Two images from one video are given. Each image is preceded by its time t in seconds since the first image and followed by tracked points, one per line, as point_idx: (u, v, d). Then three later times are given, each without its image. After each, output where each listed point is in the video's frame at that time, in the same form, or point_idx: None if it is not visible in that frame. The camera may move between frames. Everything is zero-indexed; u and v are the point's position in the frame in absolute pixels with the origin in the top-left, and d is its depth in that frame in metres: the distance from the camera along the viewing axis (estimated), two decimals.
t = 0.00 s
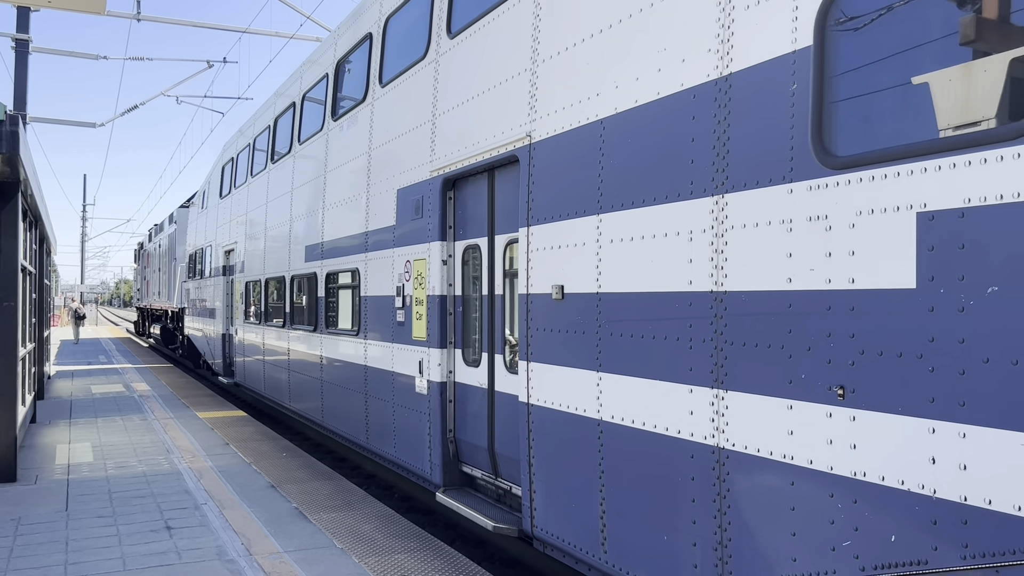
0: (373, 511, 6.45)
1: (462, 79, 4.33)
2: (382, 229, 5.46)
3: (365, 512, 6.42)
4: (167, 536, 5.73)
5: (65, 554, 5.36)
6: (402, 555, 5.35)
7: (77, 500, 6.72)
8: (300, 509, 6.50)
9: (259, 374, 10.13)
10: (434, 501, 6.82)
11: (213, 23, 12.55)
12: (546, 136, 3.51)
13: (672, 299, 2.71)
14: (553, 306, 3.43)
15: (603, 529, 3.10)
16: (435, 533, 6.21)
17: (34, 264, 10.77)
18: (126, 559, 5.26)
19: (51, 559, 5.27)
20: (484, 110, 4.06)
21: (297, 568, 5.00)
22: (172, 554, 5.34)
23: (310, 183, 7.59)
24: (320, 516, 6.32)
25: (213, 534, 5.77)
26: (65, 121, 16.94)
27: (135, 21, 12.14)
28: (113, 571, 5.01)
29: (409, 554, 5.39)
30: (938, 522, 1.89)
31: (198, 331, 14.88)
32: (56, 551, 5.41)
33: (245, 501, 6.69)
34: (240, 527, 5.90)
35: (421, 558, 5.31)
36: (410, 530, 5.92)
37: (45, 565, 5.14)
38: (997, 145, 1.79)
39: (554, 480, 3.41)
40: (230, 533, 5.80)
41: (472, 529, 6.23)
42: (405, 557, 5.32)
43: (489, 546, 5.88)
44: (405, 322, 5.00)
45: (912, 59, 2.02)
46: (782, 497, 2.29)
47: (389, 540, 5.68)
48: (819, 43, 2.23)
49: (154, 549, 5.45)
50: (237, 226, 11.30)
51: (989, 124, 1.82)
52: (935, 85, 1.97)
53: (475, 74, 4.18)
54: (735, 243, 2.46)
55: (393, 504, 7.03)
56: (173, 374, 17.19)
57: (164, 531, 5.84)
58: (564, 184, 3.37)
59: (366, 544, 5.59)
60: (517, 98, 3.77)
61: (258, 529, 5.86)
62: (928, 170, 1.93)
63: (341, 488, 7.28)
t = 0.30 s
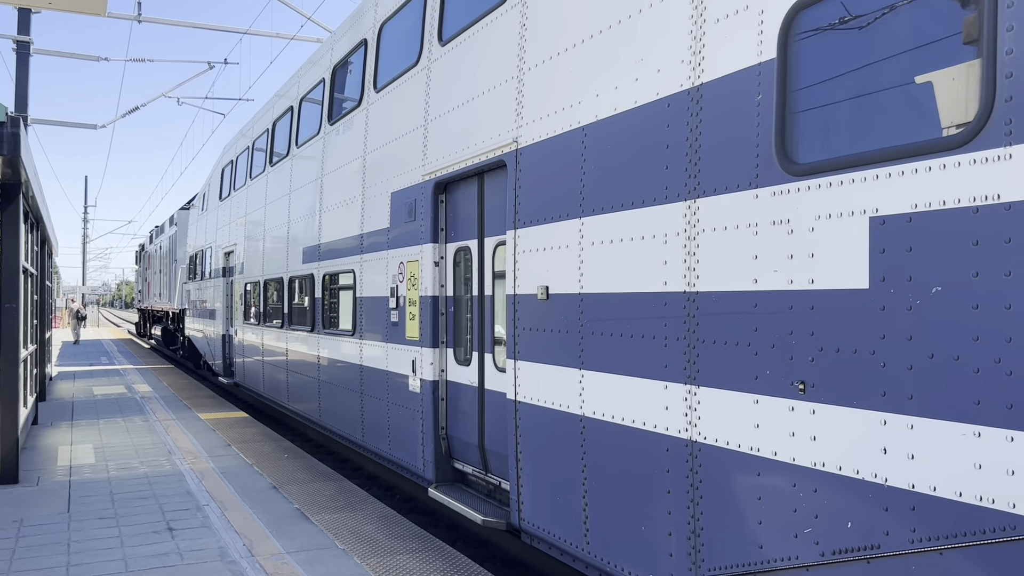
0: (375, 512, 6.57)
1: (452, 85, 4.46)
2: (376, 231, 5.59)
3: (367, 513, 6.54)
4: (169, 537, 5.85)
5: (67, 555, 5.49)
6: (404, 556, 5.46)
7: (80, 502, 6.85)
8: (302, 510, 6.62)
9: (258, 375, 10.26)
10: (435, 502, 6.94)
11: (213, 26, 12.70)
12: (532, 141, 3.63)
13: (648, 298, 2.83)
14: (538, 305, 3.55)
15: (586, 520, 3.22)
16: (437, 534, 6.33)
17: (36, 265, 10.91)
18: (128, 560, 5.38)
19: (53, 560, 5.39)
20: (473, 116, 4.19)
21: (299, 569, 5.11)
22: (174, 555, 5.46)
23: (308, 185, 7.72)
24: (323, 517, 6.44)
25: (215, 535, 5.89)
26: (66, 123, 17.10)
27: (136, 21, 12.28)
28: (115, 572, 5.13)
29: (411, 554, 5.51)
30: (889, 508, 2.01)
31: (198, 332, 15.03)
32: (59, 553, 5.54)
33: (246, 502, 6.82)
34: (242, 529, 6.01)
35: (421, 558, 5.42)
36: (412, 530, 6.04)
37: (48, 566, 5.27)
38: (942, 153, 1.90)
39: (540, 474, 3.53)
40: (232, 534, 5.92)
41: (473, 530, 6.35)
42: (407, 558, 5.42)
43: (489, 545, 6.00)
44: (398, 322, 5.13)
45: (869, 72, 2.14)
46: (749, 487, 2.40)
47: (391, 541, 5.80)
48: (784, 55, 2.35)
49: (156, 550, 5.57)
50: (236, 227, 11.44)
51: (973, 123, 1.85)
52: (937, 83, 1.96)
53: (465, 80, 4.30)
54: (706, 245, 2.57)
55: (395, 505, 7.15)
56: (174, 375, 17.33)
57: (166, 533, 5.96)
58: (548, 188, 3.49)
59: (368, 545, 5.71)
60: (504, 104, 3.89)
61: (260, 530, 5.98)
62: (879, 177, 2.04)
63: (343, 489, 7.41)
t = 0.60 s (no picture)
0: (376, 514, 6.68)
1: (443, 93, 4.58)
2: (371, 234, 5.71)
3: (368, 515, 6.66)
4: (170, 539, 5.96)
5: (68, 557, 5.60)
6: (405, 557, 5.58)
7: (81, 504, 6.96)
8: (303, 512, 6.73)
9: (257, 375, 10.38)
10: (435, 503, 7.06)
11: (213, 28, 12.84)
12: (518, 147, 3.75)
13: (627, 299, 2.95)
14: (524, 306, 3.67)
15: (569, 513, 3.34)
16: (439, 535, 6.44)
17: (37, 267, 11.04)
18: (129, 561, 5.49)
19: (54, 562, 5.50)
20: (463, 122, 4.30)
21: (301, 570, 5.22)
22: (175, 556, 5.57)
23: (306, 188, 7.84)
24: (325, 518, 6.56)
25: (217, 537, 6.01)
26: (67, 125, 17.24)
27: (136, 23, 12.43)
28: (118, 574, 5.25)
29: (412, 556, 5.62)
30: (846, 497, 2.13)
31: (198, 334, 15.16)
32: (59, 555, 5.65)
33: (248, 504, 6.93)
34: (243, 531, 6.13)
35: (423, 559, 5.54)
36: (413, 532, 6.15)
37: (49, 568, 5.37)
38: (891, 163, 2.02)
39: (527, 470, 3.65)
40: (233, 535, 6.03)
41: (474, 530, 6.47)
42: (408, 559, 5.53)
43: (490, 545, 6.12)
44: (392, 323, 5.25)
45: (828, 87, 2.27)
46: (719, 480, 2.52)
47: (393, 542, 5.91)
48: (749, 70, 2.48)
49: (158, 552, 5.68)
50: (235, 229, 11.57)
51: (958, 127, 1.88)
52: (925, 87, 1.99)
53: (456, 87, 4.41)
54: (679, 248, 2.69)
55: (396, 507, 7.25)
56: (174, 376, 17.45)
57: (167, 534, 6.07)
58: (534, 192, 3.61)
59: (370, 546, 5.82)
60: (491, 111, 4.02)
61: (262, 531, 6.10)
62: (835, 185, 2.16)
63: (346, 490, 7.53)
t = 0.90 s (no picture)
0: (377, 515, 6.80)
1: (434, 99, 4.70)
2: (365, 237, 5.84)
3: (369, 516, 6.78)
4: (171, 541, 6.07)
5: (69, 559, 5.71)
6: (406, 559, 5.69)
7: (81, 506, 7.07)
8: (303, 513, 6.84)
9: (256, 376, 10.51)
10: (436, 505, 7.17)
11: (214, 29, 13.00)
12: (506, 153, 3.87)
13: (607, 300, 3.06)
14: (511, 307, 3.79)
15: (553, 507, 3.45)
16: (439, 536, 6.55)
17: (38, 270, 11.16)
18: (129, 564, 5.60)
19: (55, 564, 5.61)
20: (454, 128, 4.42)
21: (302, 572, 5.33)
22: (176, 558, 5.69)
23: (303, 192, 7.96)
24: (326, 520, 6.67)
25: (217, 539, 6.12)
26: (67, 127, 17.37)
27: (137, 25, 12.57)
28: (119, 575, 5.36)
29: (412, 557, 5.73)
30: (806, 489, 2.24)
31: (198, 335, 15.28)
32: (60, 557, 5.75)
33: (249, 506, 7.04)
34: (244, 533, 6.24)
35: (423, 561, 5.65)
36: (414, 534, 6.26)
37: (50, 570, 5.48)
38: (847, 171, 2.14)
39: (514, 467, 3.76)
40: (235, 537, 6.14)
41: (475, 532, 6.58)
42: (409, 561, 5.64)
43: (491, 547, 6.23)
44: (386, 324, 5.37)
45: (793, 99, 2.38)
46: (692, 474, 2.63)
47: (394, 544, 6.02)
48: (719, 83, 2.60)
49: (159, 554, 5.79)
50: (234, 232, 11.69)
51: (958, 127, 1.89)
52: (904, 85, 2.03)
53: (447, 95, 4.53)
54: (656, 252, 2.81)
55: (397, 509, 7.36)
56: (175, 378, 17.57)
57: (168, 537, 6.18)
58: (521, 197, 3.73)
59: (371, 549, 5.93)
60: (480, 119, 4.14)
61: (263, 533, 6.20)
62: (797, 193, 2.28)
63: (347, 492, 7.64)
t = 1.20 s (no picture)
0: (378, 517, 6.91)
1: (426, 107, 4.83)
2: (361, 240, 5.96)
3: (370, 518, 6.90)
4: (172, 542, 6.19)
5: (69, 561, 5.82)
6: (407, 561, 5.80)
7: (81, 508, 7.18)
8: (303, 515, 6.96)
9: (254, 377, 10.63)
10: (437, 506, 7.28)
11: (214, 31, 13.16)
12: (494, 159, 3.99)
13: (590, 300, 3.18)
14: (500, 307, 3.89)
15: (539, 502, 3.57)
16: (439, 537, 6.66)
17: (38, 271, 11.28)
18: (130, 565, 5.71)
19: (56, 566, 5.72)
20: (445, 134, 4.55)
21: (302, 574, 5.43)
22: (176, 560, 5.80)
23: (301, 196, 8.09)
24: (326, 522, 6.79)
25: (217, 540, 6.23)
26: (67, 128, 17.50)
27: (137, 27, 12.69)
28: None
29: (414, 559, 5.84)
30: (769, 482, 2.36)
31: (198, 337, 15.40)
32: (61, 559, 5.87)
33: (249, 507, 7.15)
34: (244, 534, 6.35)
35: (424, 563, 5.76)
36: (414, 535, 6.38)
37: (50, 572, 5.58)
38: (808, 180, 2.29)
39: (503, 464, 3.88)
40: (235, 539, 6.25)
41: (475, 533, 6.69)
42: (409, 562, 5.75)
43: (492, 548, 6.34)
44: (380, 326, 5.49)
45: (760, 115, 2.51)
46: (669, 467, 2.76)
47: (394, 545, 6.14)
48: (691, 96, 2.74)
49: (159, 555, 5.90)
50: (233, 235, 11.82)
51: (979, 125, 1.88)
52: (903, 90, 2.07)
53: (438, 101, 4.65)
54: (635, 254, 2.94)
55: (398, 510, 7.47)
56: (175, 379, 17.69)
57: (168, 538, 6.29)
58: (507, 202, 3.85)
59: (373, 550, 6.05)
60: (469, 125, 4.27)
61: (263, 535, 6.32)
62: (763, 199, 2.42)
63: (347, 493, 7.76)
